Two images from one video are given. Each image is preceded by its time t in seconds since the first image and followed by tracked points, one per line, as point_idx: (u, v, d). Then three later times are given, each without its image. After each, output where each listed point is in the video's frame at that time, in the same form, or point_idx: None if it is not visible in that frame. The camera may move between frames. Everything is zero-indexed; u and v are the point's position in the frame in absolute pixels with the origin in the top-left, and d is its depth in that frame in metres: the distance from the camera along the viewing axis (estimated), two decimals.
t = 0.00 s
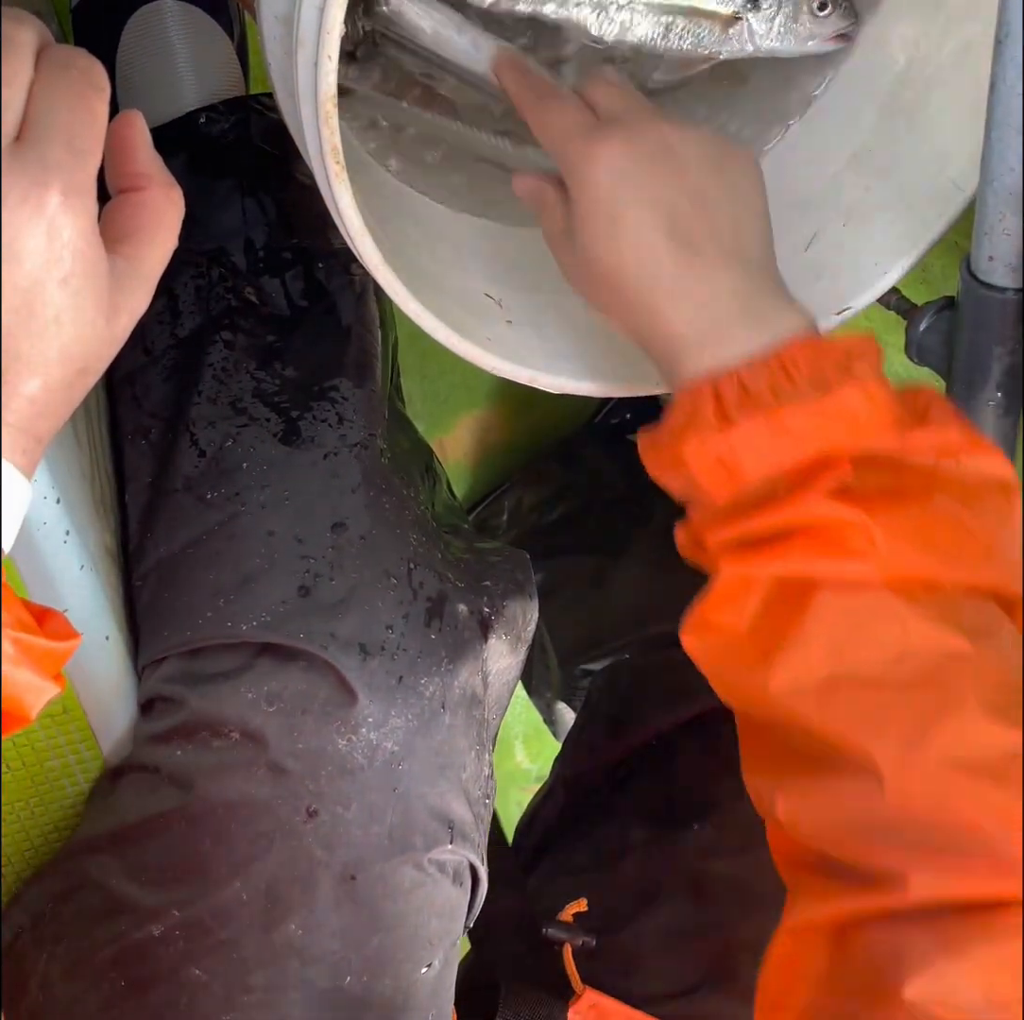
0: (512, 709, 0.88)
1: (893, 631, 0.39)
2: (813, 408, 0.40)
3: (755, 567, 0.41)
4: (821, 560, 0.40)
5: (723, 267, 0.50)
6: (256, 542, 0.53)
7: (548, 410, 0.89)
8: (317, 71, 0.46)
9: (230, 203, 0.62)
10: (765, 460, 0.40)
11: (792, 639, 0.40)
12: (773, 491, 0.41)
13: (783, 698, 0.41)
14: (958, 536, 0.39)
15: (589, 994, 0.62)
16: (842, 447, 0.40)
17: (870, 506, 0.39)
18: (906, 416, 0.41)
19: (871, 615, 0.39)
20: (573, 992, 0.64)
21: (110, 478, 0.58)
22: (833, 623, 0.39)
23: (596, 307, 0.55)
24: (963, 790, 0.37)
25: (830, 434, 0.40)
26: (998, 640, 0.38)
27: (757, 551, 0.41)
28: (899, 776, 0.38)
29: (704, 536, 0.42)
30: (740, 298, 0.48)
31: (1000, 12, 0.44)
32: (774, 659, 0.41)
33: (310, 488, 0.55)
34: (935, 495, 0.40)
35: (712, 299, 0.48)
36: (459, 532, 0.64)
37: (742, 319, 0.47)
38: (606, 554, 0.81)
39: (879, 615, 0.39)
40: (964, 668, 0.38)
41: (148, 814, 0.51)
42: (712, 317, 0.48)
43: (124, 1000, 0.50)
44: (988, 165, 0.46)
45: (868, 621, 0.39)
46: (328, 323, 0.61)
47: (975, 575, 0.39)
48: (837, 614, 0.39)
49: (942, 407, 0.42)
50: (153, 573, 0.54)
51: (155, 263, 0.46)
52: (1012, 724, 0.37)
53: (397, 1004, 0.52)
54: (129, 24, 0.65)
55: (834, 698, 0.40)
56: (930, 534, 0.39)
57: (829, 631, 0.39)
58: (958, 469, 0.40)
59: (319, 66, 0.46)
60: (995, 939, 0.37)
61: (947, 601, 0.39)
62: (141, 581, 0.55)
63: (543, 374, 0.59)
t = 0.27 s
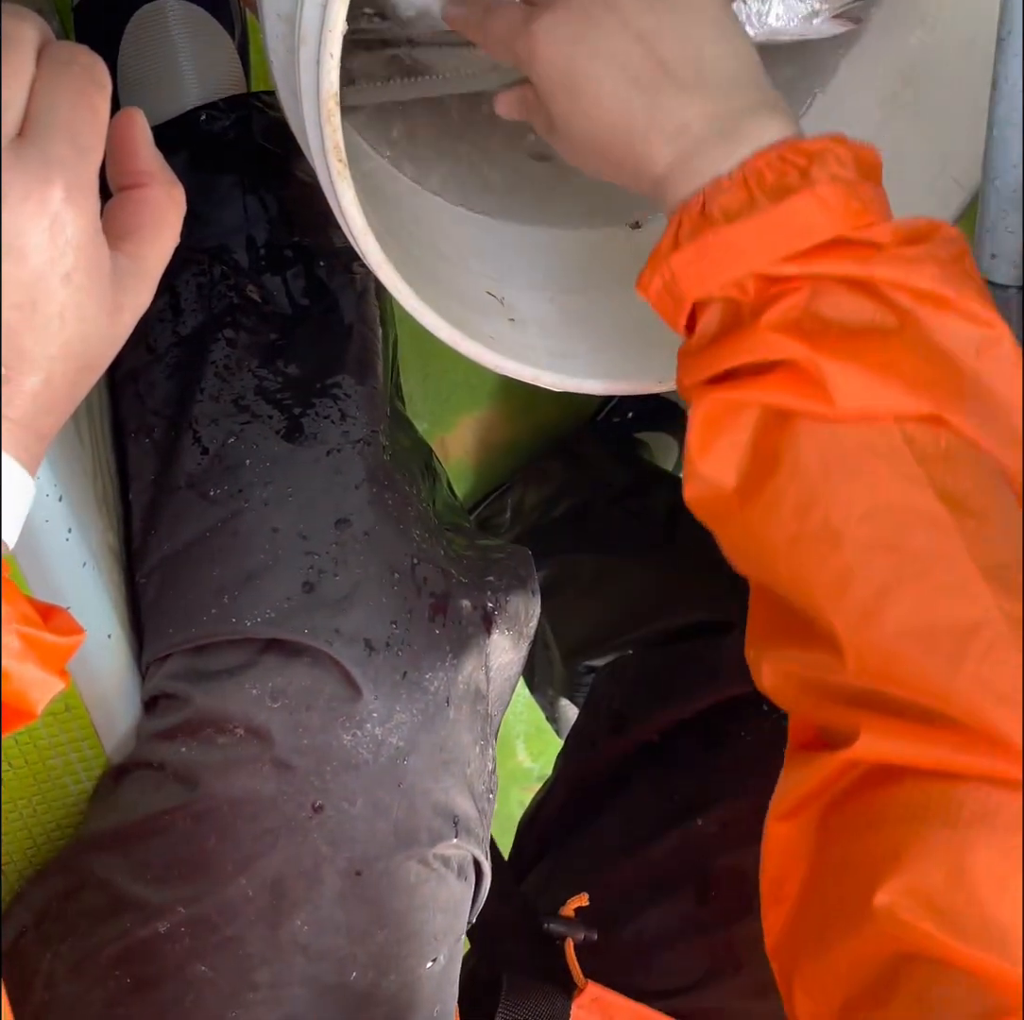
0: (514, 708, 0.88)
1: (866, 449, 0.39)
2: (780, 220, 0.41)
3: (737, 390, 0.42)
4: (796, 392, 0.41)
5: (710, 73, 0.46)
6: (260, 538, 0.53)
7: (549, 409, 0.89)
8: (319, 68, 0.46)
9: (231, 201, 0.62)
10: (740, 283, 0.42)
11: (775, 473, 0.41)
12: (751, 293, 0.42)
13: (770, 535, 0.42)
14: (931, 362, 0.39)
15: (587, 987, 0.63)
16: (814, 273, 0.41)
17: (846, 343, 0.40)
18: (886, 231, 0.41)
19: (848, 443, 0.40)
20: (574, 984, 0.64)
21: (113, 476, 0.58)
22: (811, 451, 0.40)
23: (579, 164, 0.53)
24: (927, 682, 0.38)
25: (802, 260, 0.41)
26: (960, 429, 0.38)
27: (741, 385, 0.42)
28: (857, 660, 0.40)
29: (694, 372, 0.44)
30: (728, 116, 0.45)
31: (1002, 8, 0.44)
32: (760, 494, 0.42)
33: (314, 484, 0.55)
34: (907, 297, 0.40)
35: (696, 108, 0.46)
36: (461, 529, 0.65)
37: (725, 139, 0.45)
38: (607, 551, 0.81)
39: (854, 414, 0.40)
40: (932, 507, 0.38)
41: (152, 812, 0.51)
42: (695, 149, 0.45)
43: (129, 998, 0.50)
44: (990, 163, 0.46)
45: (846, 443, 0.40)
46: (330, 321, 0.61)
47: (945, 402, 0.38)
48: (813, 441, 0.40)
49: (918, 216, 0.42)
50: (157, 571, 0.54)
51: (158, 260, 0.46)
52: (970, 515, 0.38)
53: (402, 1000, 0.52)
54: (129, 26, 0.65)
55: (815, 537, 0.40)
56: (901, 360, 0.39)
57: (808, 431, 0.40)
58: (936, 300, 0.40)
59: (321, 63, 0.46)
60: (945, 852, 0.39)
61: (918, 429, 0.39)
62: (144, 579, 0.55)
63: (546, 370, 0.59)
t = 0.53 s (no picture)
0: (518, 709, 0.89)
1: (888, 448, 0.41)
2: (791, 229, 0.42)
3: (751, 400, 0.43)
4: (816, 395, 0.42)
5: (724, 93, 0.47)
6: (265, 539, 0.53)
7: (552, 410, 0.89)
8: (324, 70, 0.46)
9: (234, 203, 0.62)
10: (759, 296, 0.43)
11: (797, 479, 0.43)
12: (766, 304, 0.43)
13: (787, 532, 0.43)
14: (937, 356, 0.41)
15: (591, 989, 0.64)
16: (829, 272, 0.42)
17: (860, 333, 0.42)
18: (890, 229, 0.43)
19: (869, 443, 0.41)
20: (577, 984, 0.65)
21: (118, 477, 0.58)
22: (835, 441, 0.42)
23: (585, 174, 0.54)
24: (944, 681, 0.39)
25: (828, 262, 0.42)
26: (969, 419, 0.41)
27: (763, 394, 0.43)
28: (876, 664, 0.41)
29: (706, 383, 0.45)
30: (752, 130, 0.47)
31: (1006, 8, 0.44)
32: (782, 495, 0.43)
33: (318, 486, 0.55)
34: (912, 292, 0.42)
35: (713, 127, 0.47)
36: (465, 530, 0.65)
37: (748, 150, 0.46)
38: (611, 552, 0.81)
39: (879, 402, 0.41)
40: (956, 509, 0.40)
41: (157, 813, 0.51)
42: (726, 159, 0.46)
43: (134, 999, 0.50)
44: (995, 164, 0.46)
45: (862, 440, 0.41)
46: (334, 322, 0.61)
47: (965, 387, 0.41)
48: (838, 436, 0.42)
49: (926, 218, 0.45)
50: (162, 573, 0.55)
51: (164, 263, 0.46)
52: (985, 508, 0.39)
53: (406, 1000, 0.52)
54: (132, 27, 0.65)
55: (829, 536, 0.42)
56: (911, 356, 0.41)
57: (835, 450, 0.42)
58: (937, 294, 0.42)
59: (325, 65, 0.46)
60: (967, 847, 0.40)
61: (947, 420, 0.41)
62: (149, 581, 0.55)
63: (550, 370, 0.59)
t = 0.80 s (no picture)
0: (520, 710, 0.88)
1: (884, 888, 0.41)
2: (905, 549, 0.38)
3: (824, 744, 0.40)
4: (934, 597, 0.37)
5: (826, 234, 0.47)
6: (265, 542, 0.53)
7: (554, 411, 0.89)
8: (324, 71, 0.46)
9: (235, 204, 0.62)
10: (840, 463, 0.40)
11: (855, 761, 0.40)
12: (844, 473, 0.40)
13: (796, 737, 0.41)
14: None
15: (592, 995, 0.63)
16: (898, 517, 0.38)
17: (967, 606, 0.37)
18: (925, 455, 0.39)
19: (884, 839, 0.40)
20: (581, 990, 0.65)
21: (119, 479, 0.58)
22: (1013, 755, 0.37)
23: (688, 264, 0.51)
24: None
25: (888, 589, 0.38)
26: None
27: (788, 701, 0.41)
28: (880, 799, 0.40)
29: (782, 704, 0.41)
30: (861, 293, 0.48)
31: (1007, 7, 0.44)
32: (827, 668, 0.40)
33: (318, 488, 0.55)
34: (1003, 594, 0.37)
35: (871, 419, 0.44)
36: (466, 532, 0.64)
37: (864, 318, 0.47)
38: (613, 554, 0.81)
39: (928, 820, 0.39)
40: (984, 944, 0.39)
41: (156, 815, 0.51)
42: (837, 304, 0.46)
43: (134, 1000, 0.50)
44: (994, 165, 0.46)
45: (962, 795, 0.38)
46: (335, 324, 0.61)
47: None
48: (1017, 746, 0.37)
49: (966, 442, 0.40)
50: (161, 574, 0.54)
51: (167, 264, 0.45)
52: None
53: (405, 1003, 0.52)
54: (132, 29, 0.65)
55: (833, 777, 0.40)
56: None
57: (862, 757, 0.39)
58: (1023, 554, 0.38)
59: (325, 66, 0.46)
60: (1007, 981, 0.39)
61: (992, 753, 0.37)
62: (148, 582, 0.55)
63: (550, 372, 0.58)
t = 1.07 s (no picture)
0: (522, 711, 0.88)
1: (891, 920, 0.47)
2: (886, 636, 0.47)
3: (831, 764, 0.49)
4: (912, 672, 0.47)
5: (828, 332, 0.53)
6: (267, 543, 0.53)
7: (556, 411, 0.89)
8: (325, 70, 0.46)
9: (236, 204, 0.62)
10: (830, 546, 0.51)
11: (867, 832, 0.47)
12: (832, 556, 0.51)
13: (808, 860, 0.50)
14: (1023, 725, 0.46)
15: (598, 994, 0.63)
16: (880, 608, 0.47)
17: (963, 684, 0.46)
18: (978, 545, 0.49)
19: (892, 900, 0.47)
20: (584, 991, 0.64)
21: (121, 480, 0.58)
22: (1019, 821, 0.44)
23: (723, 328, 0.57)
24: None
25: (899, 669, 0.48)
26: None
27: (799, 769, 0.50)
28: (869, 867, 0.47)
29: (792, 770, 0.50)
30: (852, 361, 0.53)
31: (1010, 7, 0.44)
32: (834, 737, 0.49)
33: (321, 490, 0.55)
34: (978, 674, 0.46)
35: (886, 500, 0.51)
36: (468, 534, 0.64)
37: (860, 391, 0.52)
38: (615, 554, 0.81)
39: (916, 899, 0.46)
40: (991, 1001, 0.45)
41: (159, 816, 0.51)
42: (841, 396, 0.52)
43: (137, 1002, 0.50)
44: (997, 164, 0.46)
45: (955, 868, 0.45)
46: (337, 325, 0.61)
47: (1010, 860, 0.44)
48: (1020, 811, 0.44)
49: (979, 522, 0.50)
50: (164, 575, 0.54)
51: (167, 265, 0.45)
52: None
53: (408, 1006, 0.52)
54: (133, 29, 0.65)
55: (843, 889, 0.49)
56: None
57: (851, 804, 0.48)
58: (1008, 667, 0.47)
59: (327, 65, 0.46)
60: None
61: (984, 812, 0.45)
62: (150, 584, 0.55)
63: (554, 374, 0.58)
